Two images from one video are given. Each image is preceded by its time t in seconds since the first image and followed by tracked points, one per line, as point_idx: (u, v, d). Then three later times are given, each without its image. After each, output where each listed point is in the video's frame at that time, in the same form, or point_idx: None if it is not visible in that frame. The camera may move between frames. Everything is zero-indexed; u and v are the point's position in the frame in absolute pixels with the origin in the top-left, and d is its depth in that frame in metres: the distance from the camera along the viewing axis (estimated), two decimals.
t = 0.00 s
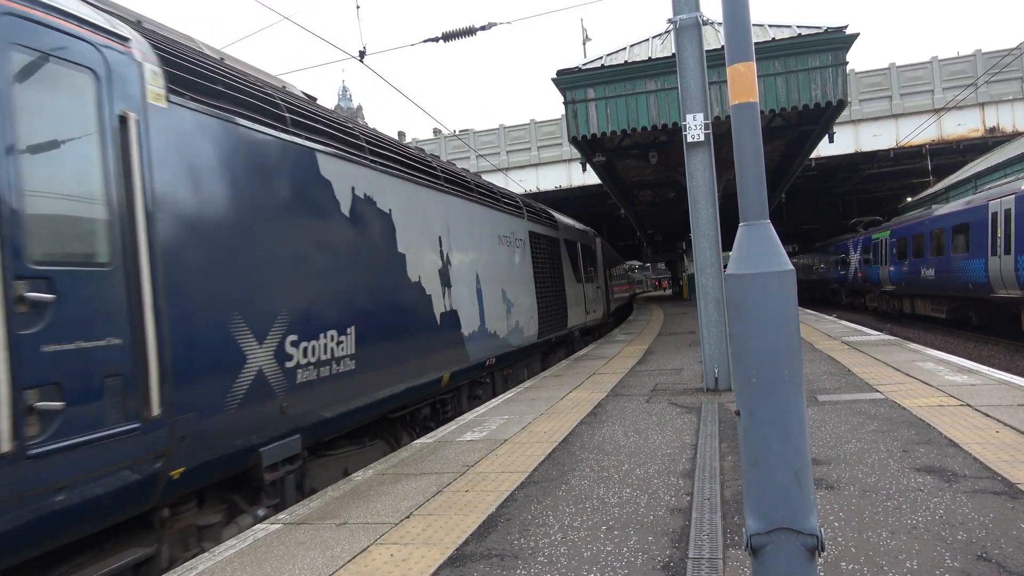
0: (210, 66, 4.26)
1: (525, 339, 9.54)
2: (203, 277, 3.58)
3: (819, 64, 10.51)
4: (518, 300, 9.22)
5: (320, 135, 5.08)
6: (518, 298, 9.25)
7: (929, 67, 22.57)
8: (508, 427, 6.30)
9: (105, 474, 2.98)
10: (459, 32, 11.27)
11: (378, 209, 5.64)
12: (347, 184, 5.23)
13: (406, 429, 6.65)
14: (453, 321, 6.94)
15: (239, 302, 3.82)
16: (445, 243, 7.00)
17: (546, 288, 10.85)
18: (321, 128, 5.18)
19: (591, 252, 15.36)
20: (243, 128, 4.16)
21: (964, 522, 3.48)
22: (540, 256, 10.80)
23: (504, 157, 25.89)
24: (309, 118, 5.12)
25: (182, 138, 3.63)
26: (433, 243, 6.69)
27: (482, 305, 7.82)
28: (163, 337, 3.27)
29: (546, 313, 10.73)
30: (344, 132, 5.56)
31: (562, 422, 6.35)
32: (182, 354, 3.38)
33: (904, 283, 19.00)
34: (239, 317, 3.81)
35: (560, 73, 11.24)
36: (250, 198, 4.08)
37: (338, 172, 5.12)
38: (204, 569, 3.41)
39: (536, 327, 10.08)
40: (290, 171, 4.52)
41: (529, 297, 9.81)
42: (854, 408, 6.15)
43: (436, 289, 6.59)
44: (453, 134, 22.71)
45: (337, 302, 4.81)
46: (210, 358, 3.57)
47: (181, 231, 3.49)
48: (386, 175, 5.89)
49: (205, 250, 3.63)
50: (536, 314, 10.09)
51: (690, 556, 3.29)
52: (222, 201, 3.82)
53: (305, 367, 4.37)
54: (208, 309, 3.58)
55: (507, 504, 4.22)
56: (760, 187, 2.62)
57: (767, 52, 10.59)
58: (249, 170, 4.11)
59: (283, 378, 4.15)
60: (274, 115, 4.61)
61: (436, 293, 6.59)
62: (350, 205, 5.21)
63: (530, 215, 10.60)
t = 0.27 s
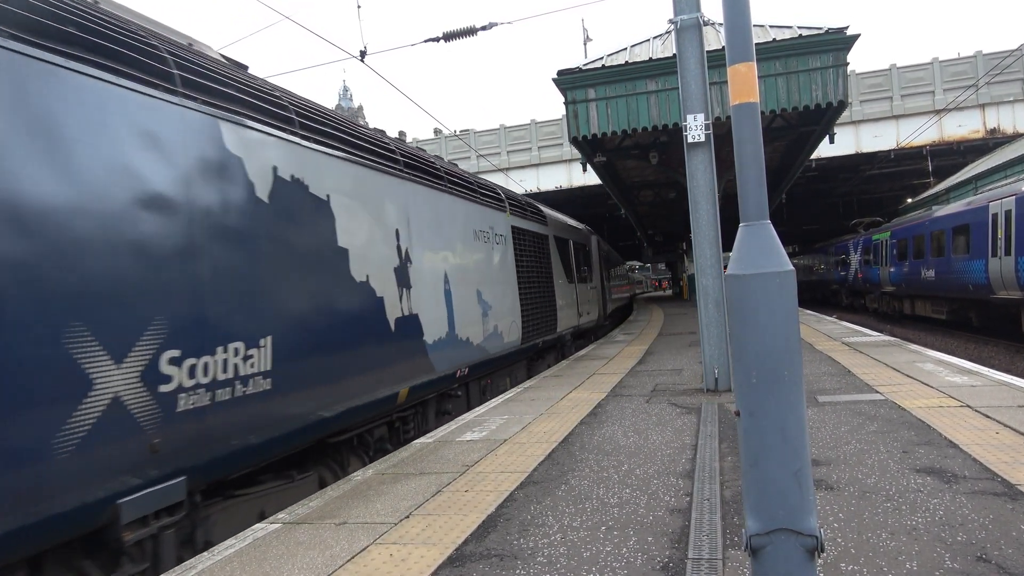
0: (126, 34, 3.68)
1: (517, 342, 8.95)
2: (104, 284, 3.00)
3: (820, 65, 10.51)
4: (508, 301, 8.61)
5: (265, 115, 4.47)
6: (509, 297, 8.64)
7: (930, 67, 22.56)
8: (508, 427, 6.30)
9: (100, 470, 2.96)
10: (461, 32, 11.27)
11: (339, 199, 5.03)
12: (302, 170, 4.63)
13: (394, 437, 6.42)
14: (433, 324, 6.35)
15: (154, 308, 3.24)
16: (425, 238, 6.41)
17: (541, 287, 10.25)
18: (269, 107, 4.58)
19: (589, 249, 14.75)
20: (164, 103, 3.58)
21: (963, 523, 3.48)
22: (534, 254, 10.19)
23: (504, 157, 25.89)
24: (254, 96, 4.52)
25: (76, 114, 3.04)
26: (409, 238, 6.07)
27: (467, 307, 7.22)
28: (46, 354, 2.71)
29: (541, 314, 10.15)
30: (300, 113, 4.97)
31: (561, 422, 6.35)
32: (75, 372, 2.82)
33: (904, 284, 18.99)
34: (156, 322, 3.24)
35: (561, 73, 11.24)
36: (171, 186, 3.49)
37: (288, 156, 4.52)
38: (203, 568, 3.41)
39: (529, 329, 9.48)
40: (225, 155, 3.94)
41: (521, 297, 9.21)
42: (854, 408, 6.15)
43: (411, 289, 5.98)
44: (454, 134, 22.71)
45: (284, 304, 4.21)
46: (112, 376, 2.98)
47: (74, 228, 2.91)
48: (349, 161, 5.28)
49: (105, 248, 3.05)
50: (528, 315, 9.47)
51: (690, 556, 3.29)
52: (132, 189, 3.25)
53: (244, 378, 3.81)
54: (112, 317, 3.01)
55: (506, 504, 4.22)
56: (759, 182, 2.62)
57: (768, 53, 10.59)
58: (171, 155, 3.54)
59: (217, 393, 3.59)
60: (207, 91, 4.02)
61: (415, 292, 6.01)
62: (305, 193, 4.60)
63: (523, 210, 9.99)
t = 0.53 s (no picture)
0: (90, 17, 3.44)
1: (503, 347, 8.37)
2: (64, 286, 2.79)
3: (820, 64, 10.50)
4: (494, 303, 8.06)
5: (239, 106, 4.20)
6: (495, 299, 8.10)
7: (930, 67, 22.55)
8: (508, 427, 6.30)
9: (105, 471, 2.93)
10: (461, 32, 11.26)
11: (316, 194, 4.72)
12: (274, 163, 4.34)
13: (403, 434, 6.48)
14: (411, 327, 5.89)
15: (128, 312, 3.05)
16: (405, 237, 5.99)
17: (530, 288, 9.67)
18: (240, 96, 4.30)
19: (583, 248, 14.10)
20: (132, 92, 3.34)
21: (964, 522, 3.47)
22: (522, 253, 9.58)
23: (504, 157, 25.89)
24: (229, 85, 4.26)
25: (35, 104, 2.82)
26: (387, 237, 5.69)
27: (450, 309, 6.75)
28: None
29: (530, 317, 9.54)
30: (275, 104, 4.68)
31: (562, 422, 6.35)
32: None
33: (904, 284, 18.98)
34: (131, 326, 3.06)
35: (561, 73, 11.24)
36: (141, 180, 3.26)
37: (261, 149, 4.24)
38: (203, 569, 3.40)
39: (516, 332, 8.86)
40: (199, 147, 3.71)
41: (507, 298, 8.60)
42: (855, 408, 6.14)
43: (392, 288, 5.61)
44: (455, 134, 22.71)
45: (262, 305, 3.96)
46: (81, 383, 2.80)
47: (37, 228, 2.72)
48: (328, 155, 4.98)
49: None
50: (516, 318, 8.87)
51: (691, 556, 3.29)
52: (102, 185, 3.04)
53: (226, 383, 3.64)
54: (75, 323, 2.80)
55: (507, 504, 4.21)
56: (759, 179, 2.62)
57: (768, 52, 10.59)
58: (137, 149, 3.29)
59: (196, 399, 3.42)
60: (177, 80, 3.77)
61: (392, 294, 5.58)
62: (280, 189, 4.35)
63: (512, 208, 9.41)
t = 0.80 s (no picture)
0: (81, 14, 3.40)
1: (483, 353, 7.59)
2: (54, 290, 2.77)
3: (820, 63, 10.49)
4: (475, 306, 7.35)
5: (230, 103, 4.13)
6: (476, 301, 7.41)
7: (931, 66, 22.54)
8: (509, 427, 6.29)
9: (106, 472, 2.93)
10: (461, 32, 11.25)
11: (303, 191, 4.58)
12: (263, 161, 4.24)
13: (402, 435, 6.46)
14: (379, 335, 5.31)
15: None
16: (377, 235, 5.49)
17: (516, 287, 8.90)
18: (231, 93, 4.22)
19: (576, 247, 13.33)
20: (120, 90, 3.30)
21: (966, 522, 3.47)
22: (506, 252, 8.80)
23: (505, 157, 25.91)
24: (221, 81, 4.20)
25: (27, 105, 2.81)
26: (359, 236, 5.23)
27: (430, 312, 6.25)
28: None
29: (515, 319, 8.75)
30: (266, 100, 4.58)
31: (562, 422, 6.34)
32: None
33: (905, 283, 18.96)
34: (126, 328, 3.05)
35: (561, 73, 11.23)
36: (129, 180, 3.22)
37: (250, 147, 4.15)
38: (204, 570, 3.40)
39: (497, 337, 8.04)
40: (190, 147, 3.66)
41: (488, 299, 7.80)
42: (856, 407, 6.14)
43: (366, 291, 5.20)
44: (455, 134, 22.72)
45: (252, 306, 3.90)
46: (76, 384, 2.81)
47: (25, 230, 2.70)
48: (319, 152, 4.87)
49: None
50: (498, 322, 8.06)
51: (691, 556, 3.28)
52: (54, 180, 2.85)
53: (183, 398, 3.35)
54: None
55: (508, 504, 4.21)
56: (759, 177, 2.62)
57: (769, 52, 10.58)
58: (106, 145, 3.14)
59: (194, 399, 3.41)
60: (168, 78, 3.71)
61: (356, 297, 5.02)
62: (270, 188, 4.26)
63: (496, 203, 8.68)
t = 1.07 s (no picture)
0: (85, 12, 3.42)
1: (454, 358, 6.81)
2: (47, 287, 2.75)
3: (821, 63, 10.49)
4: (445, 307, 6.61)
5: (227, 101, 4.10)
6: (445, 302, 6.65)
7: (931, 65, 22.53)
8: (510, 427, 6.29)
9: (104, 471, 2.95)
10: (461, 31, 11.25)
11: (288, 188, 4.43)
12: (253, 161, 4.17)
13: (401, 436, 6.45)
14: (322, 342, 4.58)
15: None
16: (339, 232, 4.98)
17: (494, 287, 8.08)
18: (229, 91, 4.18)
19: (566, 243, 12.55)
20: (114, 88, 3.26)
21: (966, 521, 3.47)
22: (485, 247, 8.03)
23: (505, 156, 25.92)
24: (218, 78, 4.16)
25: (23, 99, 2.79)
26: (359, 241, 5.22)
27: (422, 312, 6.12)
28: None
29: (493, 320, 7.96)
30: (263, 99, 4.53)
31: (562, 421, 6.34)
32: None
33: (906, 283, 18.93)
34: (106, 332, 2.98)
35: (561, 72, 11.22)
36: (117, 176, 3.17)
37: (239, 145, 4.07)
38: (204, 569, 3.39)
39: (470, 341, 7.27)
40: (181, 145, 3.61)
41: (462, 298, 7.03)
42: (856, 407, 6.13)
43: (316, 292, 4.56)
44: (456, 134, 22.72)
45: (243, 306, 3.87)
46: (66, 383, 2.79)
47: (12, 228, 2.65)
48: (312, 149, 4.78)
49: None
50: (470, 323, 7.27)
51: (692, 555, 3.28)
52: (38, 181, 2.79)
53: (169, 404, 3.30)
54: None
55: (508, 504, 4.21)
56: (760, 175, 2.62)
57: (769, 51, 10.57)
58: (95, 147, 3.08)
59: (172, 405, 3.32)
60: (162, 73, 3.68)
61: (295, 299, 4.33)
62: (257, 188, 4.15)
63: (470, 191, 7.85)
